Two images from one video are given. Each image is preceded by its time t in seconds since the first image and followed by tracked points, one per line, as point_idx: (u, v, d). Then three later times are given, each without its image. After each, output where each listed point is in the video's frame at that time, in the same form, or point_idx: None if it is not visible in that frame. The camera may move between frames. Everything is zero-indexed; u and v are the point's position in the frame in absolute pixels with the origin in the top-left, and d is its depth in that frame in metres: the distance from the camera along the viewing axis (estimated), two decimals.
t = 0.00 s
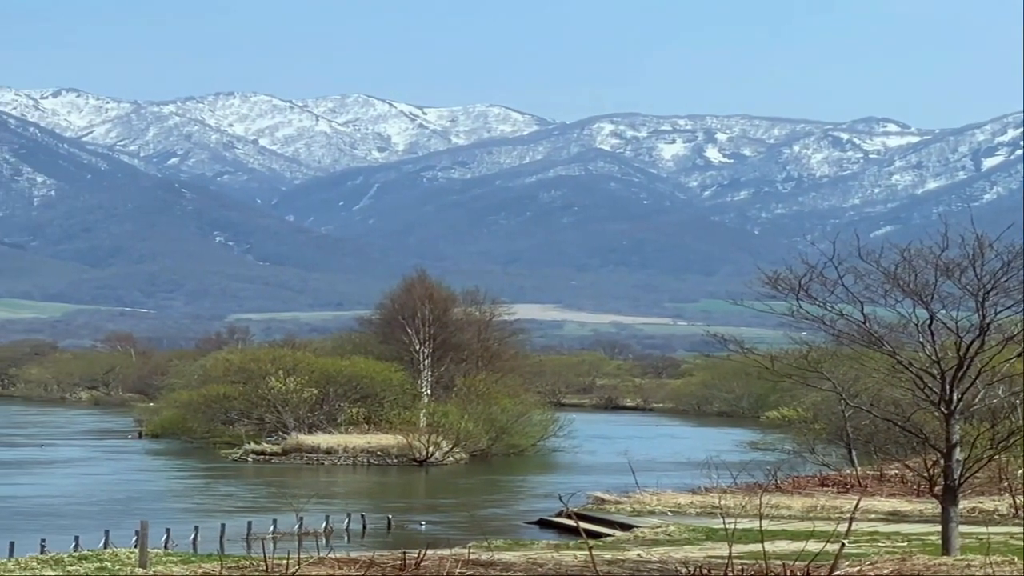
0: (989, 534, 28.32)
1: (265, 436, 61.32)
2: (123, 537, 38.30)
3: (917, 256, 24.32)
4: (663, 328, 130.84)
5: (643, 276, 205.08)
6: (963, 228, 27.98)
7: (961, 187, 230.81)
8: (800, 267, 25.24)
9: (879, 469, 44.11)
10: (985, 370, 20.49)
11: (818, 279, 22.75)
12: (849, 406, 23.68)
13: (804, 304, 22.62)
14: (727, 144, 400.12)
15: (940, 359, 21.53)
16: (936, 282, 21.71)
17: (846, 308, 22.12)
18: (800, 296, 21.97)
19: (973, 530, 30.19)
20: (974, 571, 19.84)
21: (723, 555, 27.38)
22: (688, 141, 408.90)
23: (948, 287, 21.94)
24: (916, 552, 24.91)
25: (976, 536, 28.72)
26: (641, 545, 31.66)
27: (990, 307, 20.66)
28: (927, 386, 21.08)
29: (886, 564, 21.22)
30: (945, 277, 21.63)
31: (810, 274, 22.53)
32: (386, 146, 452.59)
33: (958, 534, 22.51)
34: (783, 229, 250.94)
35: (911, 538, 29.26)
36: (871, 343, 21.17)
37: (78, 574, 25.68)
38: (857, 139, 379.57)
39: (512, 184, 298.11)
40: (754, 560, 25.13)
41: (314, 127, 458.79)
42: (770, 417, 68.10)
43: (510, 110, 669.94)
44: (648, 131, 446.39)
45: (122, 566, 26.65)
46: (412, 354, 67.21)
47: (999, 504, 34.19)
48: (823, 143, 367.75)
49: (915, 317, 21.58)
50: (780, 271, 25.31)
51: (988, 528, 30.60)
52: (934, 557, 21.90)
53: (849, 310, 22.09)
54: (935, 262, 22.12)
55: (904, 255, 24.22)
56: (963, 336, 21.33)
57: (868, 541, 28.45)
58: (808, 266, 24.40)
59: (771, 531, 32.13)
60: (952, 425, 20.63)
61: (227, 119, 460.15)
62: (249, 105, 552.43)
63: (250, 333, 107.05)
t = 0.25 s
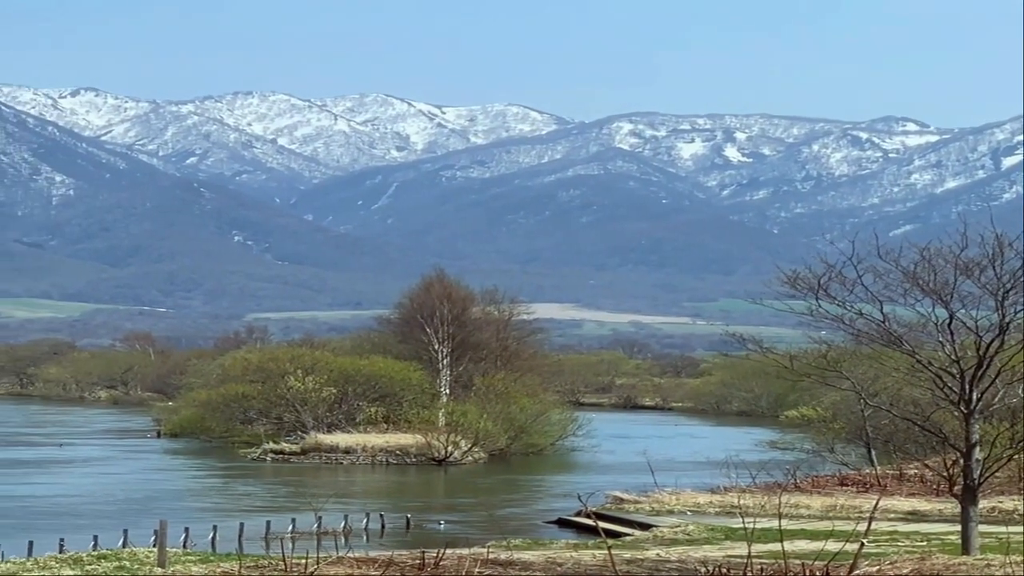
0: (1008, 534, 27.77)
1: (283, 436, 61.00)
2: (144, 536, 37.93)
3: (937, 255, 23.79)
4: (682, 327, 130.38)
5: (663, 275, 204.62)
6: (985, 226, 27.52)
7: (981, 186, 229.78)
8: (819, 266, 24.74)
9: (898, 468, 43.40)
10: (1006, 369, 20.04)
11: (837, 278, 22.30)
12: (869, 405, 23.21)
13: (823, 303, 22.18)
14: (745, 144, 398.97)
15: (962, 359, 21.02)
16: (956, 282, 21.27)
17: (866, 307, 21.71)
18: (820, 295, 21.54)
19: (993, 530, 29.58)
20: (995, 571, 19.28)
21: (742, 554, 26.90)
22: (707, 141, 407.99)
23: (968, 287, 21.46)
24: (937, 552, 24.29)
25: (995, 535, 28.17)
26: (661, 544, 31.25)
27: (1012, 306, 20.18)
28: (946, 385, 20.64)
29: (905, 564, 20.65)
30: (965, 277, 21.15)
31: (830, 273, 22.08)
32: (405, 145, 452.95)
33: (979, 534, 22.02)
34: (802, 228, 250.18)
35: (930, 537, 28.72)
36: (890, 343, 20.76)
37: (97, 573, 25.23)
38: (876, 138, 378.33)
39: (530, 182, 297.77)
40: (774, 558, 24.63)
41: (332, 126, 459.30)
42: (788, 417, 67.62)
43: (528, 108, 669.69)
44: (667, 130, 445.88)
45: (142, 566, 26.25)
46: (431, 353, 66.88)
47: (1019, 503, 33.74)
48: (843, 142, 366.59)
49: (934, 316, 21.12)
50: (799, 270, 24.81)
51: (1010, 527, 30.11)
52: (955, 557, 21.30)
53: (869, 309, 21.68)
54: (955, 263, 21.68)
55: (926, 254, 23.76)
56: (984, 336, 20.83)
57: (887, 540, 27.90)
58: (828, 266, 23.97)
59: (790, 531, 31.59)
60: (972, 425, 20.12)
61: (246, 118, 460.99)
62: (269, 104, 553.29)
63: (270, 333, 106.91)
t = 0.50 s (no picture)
0: None
1: (301, 435, 60.65)
2: (161, 535, 37.56)
3: (958, 253, 23.15)
4: (700, 327, 129.87)
5: (680, 274, 204.00)
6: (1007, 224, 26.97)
7: (1001, 186, 228.63)
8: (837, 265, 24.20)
9: (916, 466, 41.93)
10: None
11: (855, 277, 21.71)
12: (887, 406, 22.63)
13: (841, 302, 21.60)
14: (764, 143, 397.79)
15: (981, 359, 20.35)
16: (975, 281, 20.62)
17: (885, 307, 21.14)
18: (838, 294, 20.95)
19: (1012, 530, 28.71)
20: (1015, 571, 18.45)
21: (761, 553, 26.41)
22: (725, 140, 407.04)
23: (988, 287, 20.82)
24: (958, 551, 23.35)
25: (1015, 535, 27.29)
26: (679, 543, 30.88)
27: None
28: (965, 385, 19.97)
29: (923, 563, 19.92)
30: (983, 275, 20.50)
31: (848, 273, 21.48)
32: (423, 144, 453.36)
33: (997, 531, 20.97)
34: (821, 227, 249.28)
35: (950, 537, 27.94)
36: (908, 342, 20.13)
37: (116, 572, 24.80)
38: (895, 137, 376.92)
39: (548, 181, 297.34)
40: (792, 558, 24.10)
41: (350, 125, 460.06)
42: (807, 418, 67.16)
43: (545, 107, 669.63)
44: (685, 129, 444.76)
45: (160, 565, 25.84)
46: (449, 352, 66.40)
47: None
48: (862, 142, 365.32)
49: (953, 316, 20.47)
50: (816, 268, 24.24)
51: None
52: (974, 557, 20.27)
53: (888, 309, 21.11)
54: (976, 260, 21.03)
55: (946, 252, 23.15)
56: (1004, 335, 20.16)
57: (905, 539, 27.15)
58: (846, 264, 23.39)
59: (809, 531, 30.93)
60: (992, 425, 19.44)
61: (264, 118, 462.06)
62: (287, 104, 554.51)
63: (287, 332, 106.71)
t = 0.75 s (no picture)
0: None
1: (323, 433, 60.27)
2: (183, 533, 37.17)
3: (983, 251, 22.55)
4: (722, 325, 129.27)
5: (702, 273, 203.22)
6: None
7: None
8: (861, 263, 23.61)
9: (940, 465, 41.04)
10: None
11: (876, 276, 21.19)
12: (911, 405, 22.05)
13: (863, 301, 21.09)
14: (787, 142, 396.39)
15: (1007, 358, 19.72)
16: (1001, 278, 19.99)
17: (908, 307, 20.58)
18: (860, 293, 20.42)
19: None
20: None
21: (784, 552, 25.69)
22: (748, 139, 405.84)
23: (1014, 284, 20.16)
24: (984, 551, 22.22)
25: None
26: (702, 543, 30.33)
27: None
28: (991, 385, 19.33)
29: (947, 562, 19.45)
30: (1009, 273, 19.83)
31: (870, 271, 20.95)
32: (445, 142, 453.79)
33: None
34: (845, 226, 248.09)
35: (978, 536, 26.32)
36: (932, 341, 19.54)
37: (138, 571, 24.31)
38: (919, 135, 375.17)
39: (571, 179, 296.92)
40: (816, 558, 23.44)
41: (373, 124, 461.05)
42: (832, 416, 66.47)
43: (568, 105, 669.56)
44: (708, 128, 443.69)
45: (183, 564, 25.39)
46: (471, 351, 65.98)
47: None
48: (885, 140, 363.68)
49: (977, 314, 19.87)
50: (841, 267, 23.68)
51: None
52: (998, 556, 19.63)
53: (911, 308, 20.55)
54: (1002, 257, 20.41)
55: (972, 249, 22.53)
56: None
57: (931, 540, 25.71)
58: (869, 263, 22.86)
59: (832, 530, 30.18)
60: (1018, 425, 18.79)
61: (287, 117, 463.61)
62: (310, 104, 556.50)
63: (309, 331, 106.54)
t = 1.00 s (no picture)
0: None
1: (344, 432, 60.05)
2: (204, 533, 36.94)
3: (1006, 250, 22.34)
4: (743, 324, 128.69)
5: (722, 271, 202.55)
6: None
7: None
8: (881, 262, 23.41)
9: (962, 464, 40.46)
10: None
11: (898, 275, 21.04)
12: (933, 405, 21.82)
13: (885, 300, 20.94)
14: (808, 140, 394.79)
15: None
16: None
17: (930, 306, 20.40)
18: (883, 292, 20.27)
19: None
20: None
21: (806, 550, 25.28)
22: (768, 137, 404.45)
23: None
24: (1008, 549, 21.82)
25: None
26: (723, 541, 29.94)
27: None
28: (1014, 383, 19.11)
29: (971, 561, 19.26)
30: None
31: (892, 269, 20.79)
32: (465, 141, 453.84)
33: None
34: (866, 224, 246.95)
35: (998, 534, 25.73)
36: (955, 339, 19.35)
37: (160, 569, 24.13)
38: (940, 134, 373.22)
39: (591, 177, 296.43)
40: (838, 555, 23.15)
41: (393, 123, 461.37)
42: (852, 414, 65.92)
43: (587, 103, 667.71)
44: (729, 126, 442.38)
45: (204, 562, 25.16)
46: (492, 349, 65.73)
47: None
48: (906, 138, 361.99)
49: (999, 313, 19.68)
50: (862, 266, 23.47)
51: None
52: None
53: (933, 307, 20.37)
54: None
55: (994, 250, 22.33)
56: None
57: (953, 538, 25.21)
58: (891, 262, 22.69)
59: (854, 528, 29.73)
60: None
61: (307, 116, 464.29)
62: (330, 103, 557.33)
63: (329, 329, 106.42)
